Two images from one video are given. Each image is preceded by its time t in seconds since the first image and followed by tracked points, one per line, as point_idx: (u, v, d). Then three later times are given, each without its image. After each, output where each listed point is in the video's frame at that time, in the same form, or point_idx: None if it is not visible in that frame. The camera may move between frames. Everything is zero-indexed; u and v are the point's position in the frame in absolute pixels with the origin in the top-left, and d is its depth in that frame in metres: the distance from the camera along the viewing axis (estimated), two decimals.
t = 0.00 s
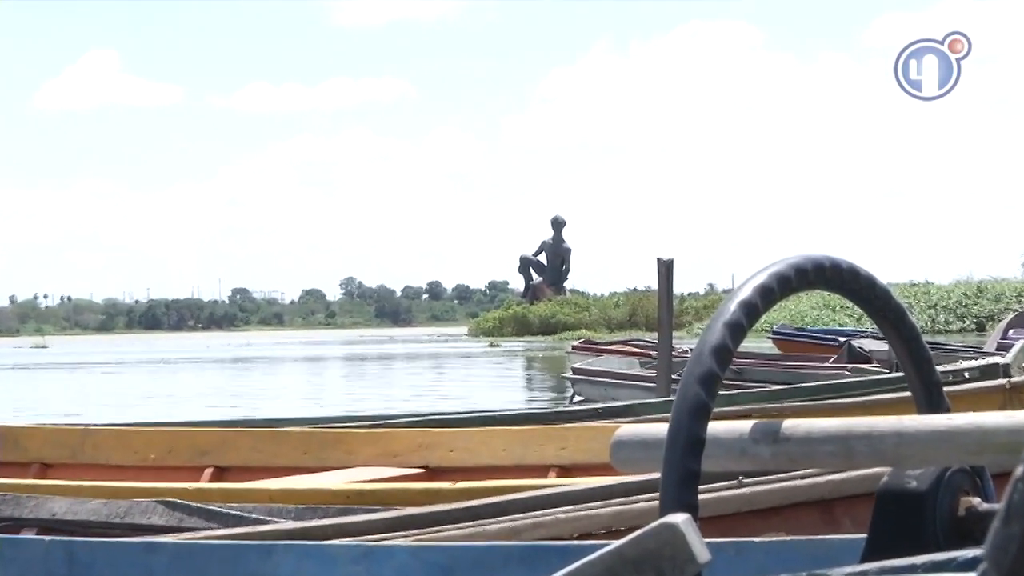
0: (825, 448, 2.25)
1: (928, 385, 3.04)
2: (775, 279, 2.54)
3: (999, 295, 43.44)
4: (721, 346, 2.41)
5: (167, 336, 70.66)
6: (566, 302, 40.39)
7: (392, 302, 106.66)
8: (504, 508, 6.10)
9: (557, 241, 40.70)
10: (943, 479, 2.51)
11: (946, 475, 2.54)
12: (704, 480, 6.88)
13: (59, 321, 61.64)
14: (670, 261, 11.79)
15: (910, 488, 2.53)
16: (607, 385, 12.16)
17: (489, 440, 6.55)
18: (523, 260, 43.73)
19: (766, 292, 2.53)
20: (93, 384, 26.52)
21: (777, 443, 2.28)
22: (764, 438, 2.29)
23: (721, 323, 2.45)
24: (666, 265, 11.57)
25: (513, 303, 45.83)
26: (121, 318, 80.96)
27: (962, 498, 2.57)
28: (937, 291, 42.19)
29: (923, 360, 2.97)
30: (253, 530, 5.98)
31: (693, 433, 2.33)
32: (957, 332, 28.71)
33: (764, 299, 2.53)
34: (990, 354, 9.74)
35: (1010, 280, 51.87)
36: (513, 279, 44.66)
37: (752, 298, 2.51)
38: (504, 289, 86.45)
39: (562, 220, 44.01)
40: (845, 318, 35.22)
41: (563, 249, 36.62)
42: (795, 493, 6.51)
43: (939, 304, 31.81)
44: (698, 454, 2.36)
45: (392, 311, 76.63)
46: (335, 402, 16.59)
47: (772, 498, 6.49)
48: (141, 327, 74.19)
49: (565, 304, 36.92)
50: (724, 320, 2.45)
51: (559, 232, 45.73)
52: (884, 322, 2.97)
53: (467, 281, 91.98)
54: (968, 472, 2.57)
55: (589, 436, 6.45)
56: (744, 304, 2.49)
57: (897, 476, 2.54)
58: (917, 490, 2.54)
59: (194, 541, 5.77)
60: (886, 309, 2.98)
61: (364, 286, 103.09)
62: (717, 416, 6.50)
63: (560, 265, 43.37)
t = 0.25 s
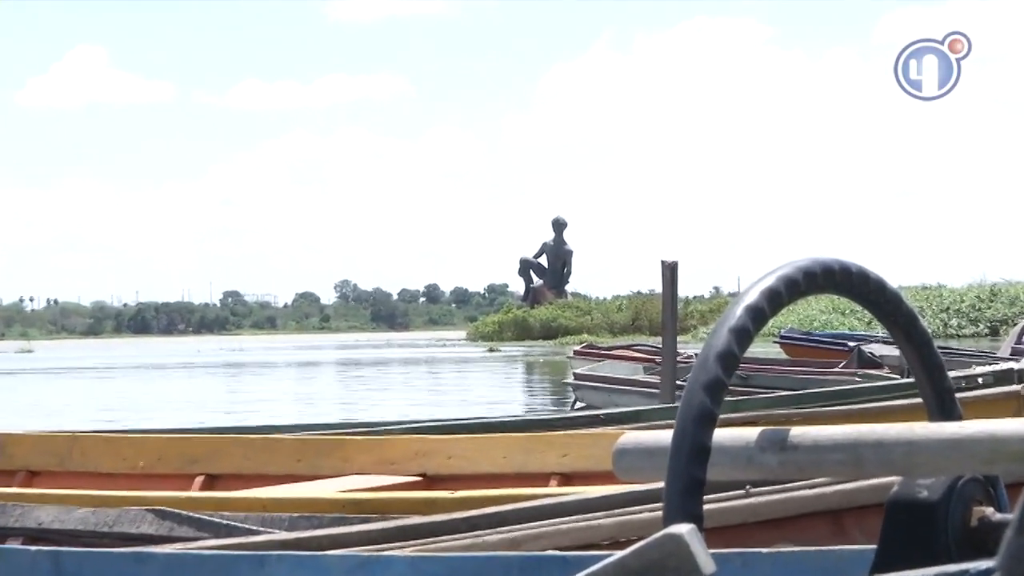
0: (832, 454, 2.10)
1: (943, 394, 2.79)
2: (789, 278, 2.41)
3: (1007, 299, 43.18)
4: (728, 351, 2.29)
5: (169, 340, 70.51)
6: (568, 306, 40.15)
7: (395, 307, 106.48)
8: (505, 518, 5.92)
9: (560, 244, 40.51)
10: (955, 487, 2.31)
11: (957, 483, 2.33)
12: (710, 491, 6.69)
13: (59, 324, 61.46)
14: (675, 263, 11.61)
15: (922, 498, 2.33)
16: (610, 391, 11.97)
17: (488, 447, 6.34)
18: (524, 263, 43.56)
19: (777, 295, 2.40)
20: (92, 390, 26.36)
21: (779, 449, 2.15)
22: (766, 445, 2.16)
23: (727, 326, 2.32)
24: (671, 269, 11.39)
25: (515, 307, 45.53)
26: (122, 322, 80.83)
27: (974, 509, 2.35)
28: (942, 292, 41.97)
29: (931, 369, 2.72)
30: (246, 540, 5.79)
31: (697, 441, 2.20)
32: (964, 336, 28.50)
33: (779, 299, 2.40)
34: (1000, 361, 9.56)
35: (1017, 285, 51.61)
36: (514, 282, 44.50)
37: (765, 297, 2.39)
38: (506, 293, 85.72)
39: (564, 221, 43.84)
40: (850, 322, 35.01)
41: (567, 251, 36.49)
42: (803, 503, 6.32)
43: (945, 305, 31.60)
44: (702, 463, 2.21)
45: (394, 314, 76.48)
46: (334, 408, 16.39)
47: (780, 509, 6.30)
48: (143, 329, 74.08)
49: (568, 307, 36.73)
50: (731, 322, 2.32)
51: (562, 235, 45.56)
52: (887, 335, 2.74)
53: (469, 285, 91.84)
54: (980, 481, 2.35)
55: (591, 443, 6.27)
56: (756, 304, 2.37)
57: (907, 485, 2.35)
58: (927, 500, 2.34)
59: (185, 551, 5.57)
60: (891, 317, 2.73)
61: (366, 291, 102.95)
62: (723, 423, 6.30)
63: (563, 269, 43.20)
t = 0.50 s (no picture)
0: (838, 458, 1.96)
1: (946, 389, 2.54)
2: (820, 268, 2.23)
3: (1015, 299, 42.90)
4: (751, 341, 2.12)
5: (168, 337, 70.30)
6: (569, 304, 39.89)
7: (394, 307, 106.27)
8: (506, 524, 5.71)
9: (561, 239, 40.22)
10: (968, 492, 2.09)
11: (971, 488, 2.12)
12: (718, 494, 6.49)
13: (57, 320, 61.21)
14: (680, 262, 11.41)
15: (937, 504, 2.11)
16: (613, 392, 11.76)
17: (489, 449, 6.14)
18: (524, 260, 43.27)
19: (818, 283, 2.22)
20: (86, 390, 26.16)
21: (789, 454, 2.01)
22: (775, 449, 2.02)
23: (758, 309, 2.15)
24: (677, 267, 11.18)
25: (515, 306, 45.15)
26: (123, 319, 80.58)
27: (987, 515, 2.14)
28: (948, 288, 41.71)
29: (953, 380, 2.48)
30: (238, 546, 5.58)
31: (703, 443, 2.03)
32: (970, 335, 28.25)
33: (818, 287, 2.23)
34: (1014, 362, 9.37)
35: None
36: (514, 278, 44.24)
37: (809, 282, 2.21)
38: (506, 293, 85.39)
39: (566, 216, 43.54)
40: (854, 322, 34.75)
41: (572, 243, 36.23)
42: (815, 508, 6.13)
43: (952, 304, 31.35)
44: (707, 467, 2.04)
45: (393, 313, 76.17)
46: (331, 410, 16.16)
47: (792, 513, 6.12)
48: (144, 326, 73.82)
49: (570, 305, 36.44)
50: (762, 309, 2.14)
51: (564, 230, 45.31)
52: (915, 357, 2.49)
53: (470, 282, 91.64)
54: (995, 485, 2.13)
55: (594, 446, 6.05)
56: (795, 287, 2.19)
57: (917, 490, 2.13)
58: (940, 504, 2.11)
59: (175, 558, 5.37)
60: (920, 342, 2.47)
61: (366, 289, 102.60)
62: (732, 426, 6.10)
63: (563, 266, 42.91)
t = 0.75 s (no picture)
0: (846, 459, 1.93)
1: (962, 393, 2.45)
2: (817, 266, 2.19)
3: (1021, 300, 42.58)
4: (752, 337, 2.06)
5: (165, 337, 69.97)
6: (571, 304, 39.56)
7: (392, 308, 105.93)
8: (508, 529, 5.54)
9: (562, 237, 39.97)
10: (980, 496, 2.01)
11: (983, 494, 2.03)
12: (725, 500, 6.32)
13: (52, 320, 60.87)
14: (686, 260, 11.24)
15: (945, 508, 2.02)
16: (616, 394, 11.62)
17: (489, 453, 5.95)
18: (524, 259, 43.03)
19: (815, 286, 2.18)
20: (80, 391, 25.94)
21: (794, 453, 1.96)
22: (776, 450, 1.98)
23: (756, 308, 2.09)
24: (681, 265, 11.04)
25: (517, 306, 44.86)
26: (121, 319, 80.25)
27: (999, 521, 2.04)
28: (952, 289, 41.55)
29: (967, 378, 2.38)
30: (234, 552, 5.44)
31: (704, 446, 1.96)
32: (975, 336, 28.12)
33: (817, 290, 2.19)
34: None
35: None
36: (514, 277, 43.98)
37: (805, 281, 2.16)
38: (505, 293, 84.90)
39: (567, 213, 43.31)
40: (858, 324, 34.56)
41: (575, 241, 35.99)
42: (825, 513, 5.95)
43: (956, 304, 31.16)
44: (711, 471, 1.98)
45: (391, 314, 75.65)
46: (327, 414, 15.94)
47: (803, 518, 5.93)
48: (141, 326, 73.52)
49: (570, 305, 36.26)
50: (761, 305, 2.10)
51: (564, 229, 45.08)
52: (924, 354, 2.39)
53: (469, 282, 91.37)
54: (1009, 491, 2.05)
55: (598, 450, 5.88)
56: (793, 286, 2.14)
57: (927, 495, 2.05)
58: (952, 513, 2.03)
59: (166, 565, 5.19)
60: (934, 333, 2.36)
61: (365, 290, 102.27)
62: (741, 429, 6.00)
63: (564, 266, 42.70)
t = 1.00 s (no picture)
0: (860, 467, 1.69)
1: (985, 409, 2.22)
2: (834, 262, 1.98)
3: None
4: (764, 333, 1.85)
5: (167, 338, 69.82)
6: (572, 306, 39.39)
7: (393, 309, 105.79)
8: (508, 538, 5.34)
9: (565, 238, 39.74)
10: (996, 503, 1.74)
11: (1000, 501, 1.76)
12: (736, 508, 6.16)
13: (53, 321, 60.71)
14: (692, 260, 11.06)
15: (960, 518, 1.75)
16: (621, 400, 11.43)
17: (489, 460, 5.77)
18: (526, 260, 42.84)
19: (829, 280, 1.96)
20: (78, 395, 25.77)
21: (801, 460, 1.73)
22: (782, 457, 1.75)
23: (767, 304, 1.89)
24: (687, 266, 10.86)
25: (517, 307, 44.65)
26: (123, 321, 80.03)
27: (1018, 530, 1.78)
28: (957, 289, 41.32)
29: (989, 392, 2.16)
30: (223, 562, 5.24)
31: (712, 452, 1.73)
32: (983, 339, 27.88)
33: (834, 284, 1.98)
34: None
35: None
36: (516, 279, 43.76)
37: (820, 272, 1.95)
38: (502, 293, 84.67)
39: (569, 213, 43.08)
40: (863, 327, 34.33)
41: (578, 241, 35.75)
42: (834, 522, 5.78)
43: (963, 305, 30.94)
44: (717, 477, 1.74)
45: (389, 316, 75.52)
46: (324, 418, 15.77)
47: (812, 527, 5.77)
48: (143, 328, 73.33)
49: (572, 307, 36.04)
50: (771, 300, 1.89)
51: (567, 230, 44.84)
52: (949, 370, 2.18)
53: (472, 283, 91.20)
54: None
55: (601, 458, 5.71)
56: (806, 281, 1.93)
57: (940, 501, 1.79)
58: (966, 519, 1.76)
59: None
60: (953, 338, 2.16)
61: (366, 290, 102.07)
62: (747, 435, 5.85)
63: (567, 266, 42.49)
